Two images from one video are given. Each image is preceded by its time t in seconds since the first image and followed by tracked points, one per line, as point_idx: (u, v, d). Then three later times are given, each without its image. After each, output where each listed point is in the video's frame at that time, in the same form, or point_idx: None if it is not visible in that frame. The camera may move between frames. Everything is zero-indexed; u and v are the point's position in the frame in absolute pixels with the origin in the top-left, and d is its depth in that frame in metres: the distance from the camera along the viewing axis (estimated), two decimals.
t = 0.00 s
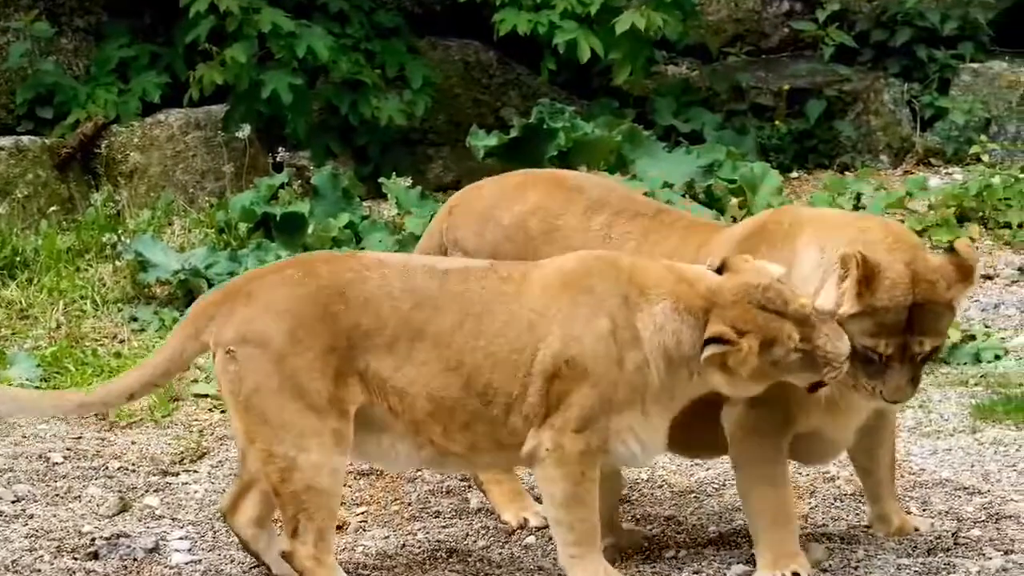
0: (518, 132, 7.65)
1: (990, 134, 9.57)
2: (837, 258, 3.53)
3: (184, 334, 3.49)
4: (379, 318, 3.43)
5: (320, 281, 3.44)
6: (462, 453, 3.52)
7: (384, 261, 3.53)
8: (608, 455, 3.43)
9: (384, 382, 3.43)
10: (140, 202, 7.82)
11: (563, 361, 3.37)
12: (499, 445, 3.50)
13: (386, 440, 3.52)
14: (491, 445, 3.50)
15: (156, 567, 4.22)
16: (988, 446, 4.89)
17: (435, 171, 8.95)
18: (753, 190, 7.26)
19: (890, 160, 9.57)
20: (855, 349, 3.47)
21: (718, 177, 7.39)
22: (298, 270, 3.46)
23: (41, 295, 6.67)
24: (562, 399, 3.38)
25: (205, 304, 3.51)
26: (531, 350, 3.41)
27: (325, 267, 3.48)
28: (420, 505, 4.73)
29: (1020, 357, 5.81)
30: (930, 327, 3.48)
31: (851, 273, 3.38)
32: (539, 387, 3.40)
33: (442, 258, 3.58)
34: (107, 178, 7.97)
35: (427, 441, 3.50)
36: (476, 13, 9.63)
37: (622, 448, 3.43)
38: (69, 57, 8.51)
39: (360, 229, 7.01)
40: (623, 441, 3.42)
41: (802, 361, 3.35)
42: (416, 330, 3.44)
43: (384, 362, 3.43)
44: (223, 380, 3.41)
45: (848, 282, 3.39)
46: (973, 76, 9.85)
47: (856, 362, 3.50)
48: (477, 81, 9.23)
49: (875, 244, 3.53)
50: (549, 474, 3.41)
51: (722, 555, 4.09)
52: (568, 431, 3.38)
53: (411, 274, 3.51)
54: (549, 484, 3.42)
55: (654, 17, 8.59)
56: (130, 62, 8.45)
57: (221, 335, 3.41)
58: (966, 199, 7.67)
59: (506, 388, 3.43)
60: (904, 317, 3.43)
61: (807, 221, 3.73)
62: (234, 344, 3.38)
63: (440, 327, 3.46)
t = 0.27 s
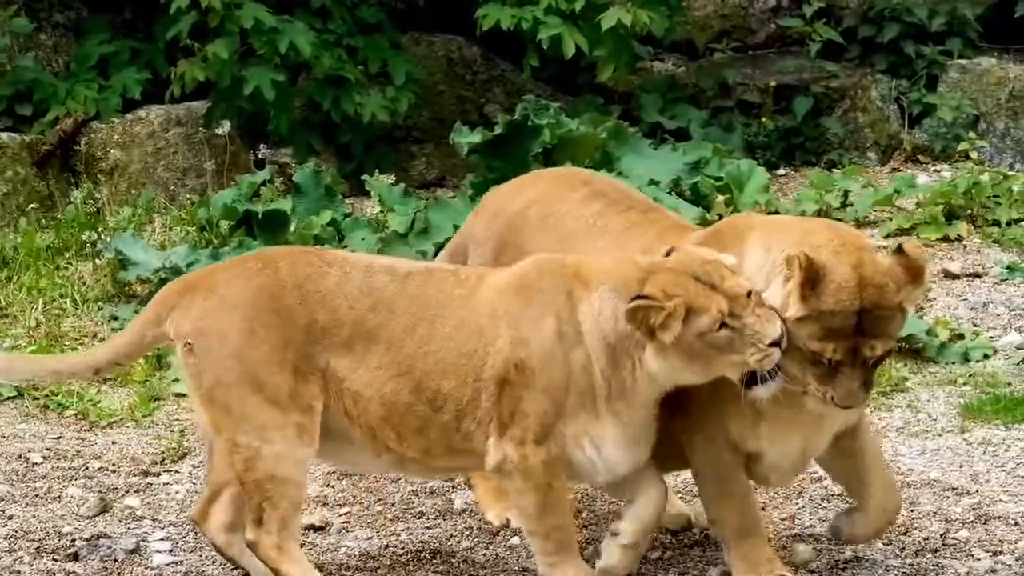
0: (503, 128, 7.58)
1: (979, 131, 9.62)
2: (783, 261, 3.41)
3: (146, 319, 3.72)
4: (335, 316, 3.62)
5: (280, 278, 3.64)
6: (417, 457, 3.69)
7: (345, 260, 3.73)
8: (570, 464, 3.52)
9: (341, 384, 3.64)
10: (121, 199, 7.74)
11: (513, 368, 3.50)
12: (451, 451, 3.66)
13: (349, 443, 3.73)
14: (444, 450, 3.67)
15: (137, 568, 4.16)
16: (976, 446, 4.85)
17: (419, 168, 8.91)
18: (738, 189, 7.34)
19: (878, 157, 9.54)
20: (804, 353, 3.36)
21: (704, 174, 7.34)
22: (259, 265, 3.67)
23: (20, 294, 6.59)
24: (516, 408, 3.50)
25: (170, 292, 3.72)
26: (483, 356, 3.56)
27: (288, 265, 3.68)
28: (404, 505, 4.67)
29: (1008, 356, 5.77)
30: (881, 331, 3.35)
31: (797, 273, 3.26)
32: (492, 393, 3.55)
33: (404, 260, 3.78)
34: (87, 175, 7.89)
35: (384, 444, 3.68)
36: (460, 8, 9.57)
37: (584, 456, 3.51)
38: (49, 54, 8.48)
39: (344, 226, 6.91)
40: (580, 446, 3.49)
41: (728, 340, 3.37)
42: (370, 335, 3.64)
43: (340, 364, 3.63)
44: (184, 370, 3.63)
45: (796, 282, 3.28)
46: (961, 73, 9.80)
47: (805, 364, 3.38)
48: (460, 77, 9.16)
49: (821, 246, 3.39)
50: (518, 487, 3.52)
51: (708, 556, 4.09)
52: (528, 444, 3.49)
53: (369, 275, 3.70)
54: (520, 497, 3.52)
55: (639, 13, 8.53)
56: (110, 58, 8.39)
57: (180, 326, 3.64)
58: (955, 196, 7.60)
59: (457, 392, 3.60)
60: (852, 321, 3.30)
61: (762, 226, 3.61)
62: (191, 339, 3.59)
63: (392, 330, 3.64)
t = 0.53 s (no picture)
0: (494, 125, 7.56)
1: (972, 128, 9.53)
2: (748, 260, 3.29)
3: (123, 313, 3.72)
4: (302, 309, 3.56)
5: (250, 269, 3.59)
6: (383, 451, 3.63)
7: (320, 254, 3.67)
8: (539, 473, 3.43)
9: (303, 376, 3.56)
10: (110, 197, 7.71)
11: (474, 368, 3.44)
12: (417, 445, 3.59)
13: (310, 436, 3.67)
14: (411, 444, 3.60)
15: (126, 566, 4.13)
16: (969, 444, 4.83)
17: (410, 165, 8.88)
18: (731, 186, 7.31)
19: (870, 154, 9.52)
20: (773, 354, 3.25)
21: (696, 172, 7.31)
22: (231, 255, 3.63)
23: (9, 291, 6.54)
24: (477, 409, 3.44)
25: (144, 285, 3.70)
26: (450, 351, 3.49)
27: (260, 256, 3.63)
28: (394, 503, 4.64)
29: (1001, 354, 5.75)
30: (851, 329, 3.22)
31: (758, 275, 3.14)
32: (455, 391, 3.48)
33: (383, 256, 3.72)
34: (76, 172, 7.85)
35: (349, 437, 3.63)
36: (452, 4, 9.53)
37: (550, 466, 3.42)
38: (38, 50, 8.42)
39: (334, 223, 6.86)
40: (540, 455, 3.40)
41: (696, 349, 3.22)
42: (339, 328, 3.57)
43: (304, 357, 3.56)
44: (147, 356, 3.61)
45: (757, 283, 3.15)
46: (954, 69, 9.74)
47: (774, 367, 3.26)
48: (452, 74, 9.14)
49: (786, 245, 3.28)
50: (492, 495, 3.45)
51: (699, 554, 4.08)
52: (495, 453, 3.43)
53: (343, 269, 3.64)
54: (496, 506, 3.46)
55: (632, 10, 8.49)
56: (99, 54, 8.34)
57: (149, 314, 3.62)
58: (948, 193, 7.58)
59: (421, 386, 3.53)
60: (820, 323, 3.18)
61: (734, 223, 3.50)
62: (156, 325, 3.57)
63: (361, 324, 3.58)
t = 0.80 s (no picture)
0: (490, 123, 7.55)
1: (969, 125, 9.51)
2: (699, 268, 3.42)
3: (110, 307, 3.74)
4: (279, 311, 3.58)
5: (231, 269, 3.61)
6: (366, 448, 3.63)
7: (301, 255, 3.68)
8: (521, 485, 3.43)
9: (283, 377, 3.59)
10: (106, 194, 7.70)
11: (451, 386, 3.41)
12: (397, 444, 3.59)
13: (299, 435, 3.69)
14: (391, 444, 3.60)
15: (122, 562, 4.13)
16: (966, 441, 4.82)
17: (406, 162, 8.87)
18: (727, 184, 7.29)
19: (867, 151, 9.53)
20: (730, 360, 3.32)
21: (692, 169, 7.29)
22: (212, 252, 3.65)
23: (4, 289, 6.52)
24: (454, 425, 3.42)
25: (130, 280, 3.72)
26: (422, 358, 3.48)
27: (241, 253, 3.65)
28: (391, 501, 4.62)
29: (998, 351, 5.75)
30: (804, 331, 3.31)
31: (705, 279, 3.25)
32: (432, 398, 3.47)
33: (364, 257, 3.71)
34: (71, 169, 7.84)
35: (332, 434, 3.65)
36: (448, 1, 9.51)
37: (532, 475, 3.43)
38: (33, 47, 8.41)
39: (329, 221, 6.84)
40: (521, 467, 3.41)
41: (663, 373, 3.20)
42: (317, 331, 3.58)
43: (281, 359, 3.59)
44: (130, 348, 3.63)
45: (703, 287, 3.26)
46: (951, 66, 9.74)
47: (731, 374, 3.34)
48: (449, 70, 9.13)
49: (732, 252, 3.41)
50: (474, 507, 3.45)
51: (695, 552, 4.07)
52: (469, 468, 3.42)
53: (322, 271, 3.64)
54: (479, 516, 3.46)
55: (629, 8, 8.47)
56: (95, 51, 8.32)
57: (133, 309, 3.65)
58: (944, 190, 7.58)
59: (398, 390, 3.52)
60: (773, 324, 3.28)
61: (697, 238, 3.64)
62: (139, 319, 3.61)
63: (338, 328, 3.58)
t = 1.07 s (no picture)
0: (489, 120, 7.54)
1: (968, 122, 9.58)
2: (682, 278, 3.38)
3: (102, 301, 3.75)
4: (261, 315, 3.58)
5: (217, 269, 3.61)
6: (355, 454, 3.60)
7: (288, 258, 3.68)
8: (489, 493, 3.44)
9: (267, 381, 3.59)
10: (104, 191, 7.72)
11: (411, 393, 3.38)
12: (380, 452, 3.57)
13: (287, 437, 3.67)
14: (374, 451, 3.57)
15: (119, 559, 4.13)
16: (965, 437, 4.82)
17: (404, 159, 8.84)
18: (726, 181, 7.29)
19: (866, 148, 9.54)
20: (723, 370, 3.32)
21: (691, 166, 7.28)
22: (200, 251, 3.66)
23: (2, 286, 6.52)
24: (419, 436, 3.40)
25: (122, 274, 3.74)
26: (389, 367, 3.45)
27: (228, 254, 3.65)
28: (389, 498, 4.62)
29: (997, 348, 5.74)
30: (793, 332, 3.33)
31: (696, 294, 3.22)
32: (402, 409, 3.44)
33: (350, 262, 3.70)
34: (71, 166, 7.88)
35: (319, 440, 3.61)
36: None
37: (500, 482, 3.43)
38: (31, 45, 8.49)
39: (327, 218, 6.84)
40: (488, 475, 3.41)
41: (642, 385, 3.19)
42: (294, 338, 3.58)
43: (266, 364, 3.59)
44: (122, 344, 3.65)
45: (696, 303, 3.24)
46: (950, 63, 9.73)
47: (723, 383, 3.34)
48: (447, 68, 9.13)
49: (712, 259, 3.37)
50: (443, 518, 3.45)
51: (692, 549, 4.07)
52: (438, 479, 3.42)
53: (305, 277, 3.64)
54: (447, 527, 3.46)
55: (629, 6, 8.44)
56: (94, 48, 8.30)
57: (122, 304, 3.66)
58: (944, 186, 7.57)
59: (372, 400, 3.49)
60: (764, 331, 3.28)
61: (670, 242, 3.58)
62: (128, 315, 3.63)
63: (316, 335, 3.58)
